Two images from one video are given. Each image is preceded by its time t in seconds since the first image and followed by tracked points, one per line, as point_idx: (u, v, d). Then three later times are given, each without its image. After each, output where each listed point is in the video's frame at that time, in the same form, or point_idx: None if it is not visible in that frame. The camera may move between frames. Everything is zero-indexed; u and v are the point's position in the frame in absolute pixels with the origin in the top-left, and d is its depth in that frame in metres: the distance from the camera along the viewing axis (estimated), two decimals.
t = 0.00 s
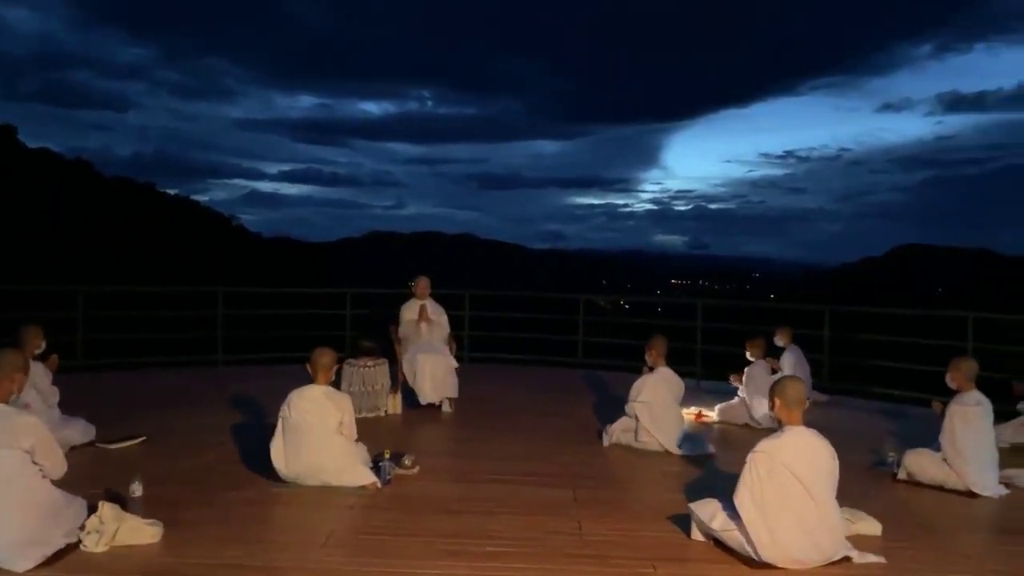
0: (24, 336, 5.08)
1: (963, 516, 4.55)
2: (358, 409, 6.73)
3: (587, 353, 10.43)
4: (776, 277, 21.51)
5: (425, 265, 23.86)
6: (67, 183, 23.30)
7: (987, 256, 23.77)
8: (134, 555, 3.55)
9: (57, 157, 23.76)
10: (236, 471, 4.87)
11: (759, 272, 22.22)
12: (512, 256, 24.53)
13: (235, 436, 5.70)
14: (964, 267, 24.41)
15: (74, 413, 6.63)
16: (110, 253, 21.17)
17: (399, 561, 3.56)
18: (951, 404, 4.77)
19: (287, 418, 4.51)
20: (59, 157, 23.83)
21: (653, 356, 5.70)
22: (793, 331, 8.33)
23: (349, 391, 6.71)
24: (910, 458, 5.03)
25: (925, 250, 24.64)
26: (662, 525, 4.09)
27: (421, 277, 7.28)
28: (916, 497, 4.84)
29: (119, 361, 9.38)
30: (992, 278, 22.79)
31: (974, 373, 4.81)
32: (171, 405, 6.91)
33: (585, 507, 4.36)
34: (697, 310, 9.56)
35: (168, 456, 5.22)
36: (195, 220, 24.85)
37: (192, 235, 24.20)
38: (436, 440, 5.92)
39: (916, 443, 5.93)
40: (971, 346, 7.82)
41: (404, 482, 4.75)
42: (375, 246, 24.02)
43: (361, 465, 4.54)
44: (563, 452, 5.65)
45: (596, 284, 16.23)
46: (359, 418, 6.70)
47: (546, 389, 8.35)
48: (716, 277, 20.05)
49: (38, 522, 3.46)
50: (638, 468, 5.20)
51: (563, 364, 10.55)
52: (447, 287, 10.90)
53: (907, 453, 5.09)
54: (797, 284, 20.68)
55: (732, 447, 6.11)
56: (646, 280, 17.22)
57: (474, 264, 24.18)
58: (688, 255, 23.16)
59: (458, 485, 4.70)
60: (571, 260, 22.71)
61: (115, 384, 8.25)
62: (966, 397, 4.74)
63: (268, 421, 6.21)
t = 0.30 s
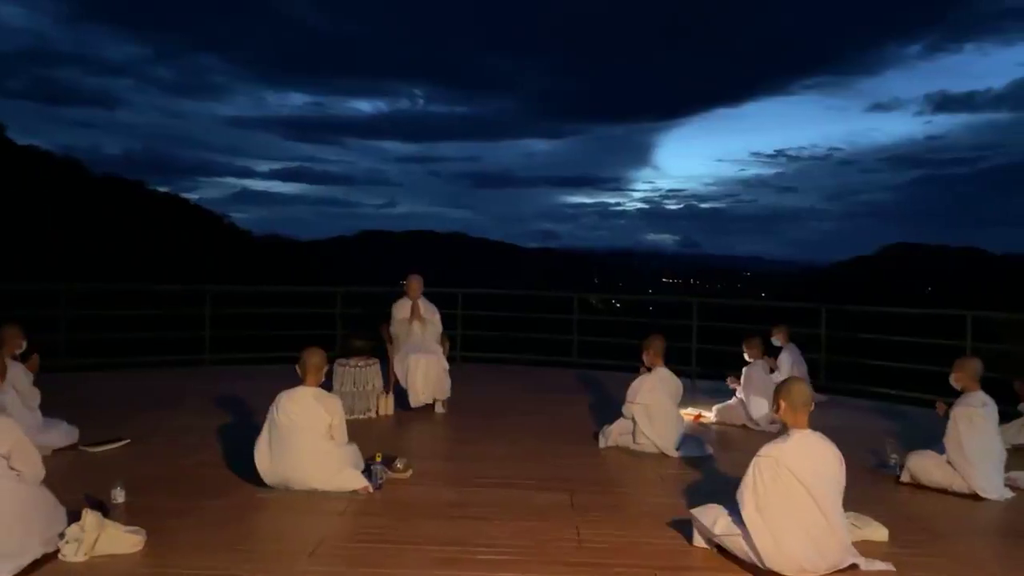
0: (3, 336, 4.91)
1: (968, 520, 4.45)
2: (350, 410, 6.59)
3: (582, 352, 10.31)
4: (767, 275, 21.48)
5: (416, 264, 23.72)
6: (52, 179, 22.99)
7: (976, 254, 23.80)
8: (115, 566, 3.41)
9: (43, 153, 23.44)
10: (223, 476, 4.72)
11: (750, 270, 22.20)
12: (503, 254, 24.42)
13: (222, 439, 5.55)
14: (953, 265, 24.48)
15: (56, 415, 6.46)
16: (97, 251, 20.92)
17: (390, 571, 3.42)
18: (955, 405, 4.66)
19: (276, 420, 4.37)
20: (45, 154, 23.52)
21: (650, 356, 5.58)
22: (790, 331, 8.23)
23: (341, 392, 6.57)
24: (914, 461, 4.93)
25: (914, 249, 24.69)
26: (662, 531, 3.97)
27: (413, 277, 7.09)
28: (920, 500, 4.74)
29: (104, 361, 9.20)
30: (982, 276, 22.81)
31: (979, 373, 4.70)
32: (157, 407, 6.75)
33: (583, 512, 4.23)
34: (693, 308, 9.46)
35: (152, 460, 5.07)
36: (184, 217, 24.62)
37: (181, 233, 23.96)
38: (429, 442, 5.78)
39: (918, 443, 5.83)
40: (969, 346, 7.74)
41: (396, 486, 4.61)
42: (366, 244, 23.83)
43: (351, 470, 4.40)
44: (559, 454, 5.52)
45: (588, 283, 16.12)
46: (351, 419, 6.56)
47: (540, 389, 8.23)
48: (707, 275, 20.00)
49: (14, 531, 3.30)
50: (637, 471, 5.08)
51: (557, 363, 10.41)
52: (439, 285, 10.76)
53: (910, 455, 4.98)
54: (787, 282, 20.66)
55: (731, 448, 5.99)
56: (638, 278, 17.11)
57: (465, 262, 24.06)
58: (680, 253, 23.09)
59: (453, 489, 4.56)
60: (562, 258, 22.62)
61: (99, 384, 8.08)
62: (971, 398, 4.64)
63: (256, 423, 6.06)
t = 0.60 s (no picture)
0: None
1: (979, 526, 4.34)
2: (345, 412, 6.47)
3: (578, 352, 10.18)
4: (762, 274, 21.43)
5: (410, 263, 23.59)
6: (44, 177, 22.79)
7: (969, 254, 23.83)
8: None
9: (34, 151, 23.22)
10: (212, 481, 4.59)
11: (744, 269, 22.11)
12: (497, 253, 24.29)
13: (212, 442, 5.41)
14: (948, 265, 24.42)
15: (43, 417, 6.31)
16: (89, 250, 20.74)
17: None
18: (964, 407, 4.56)
19: (267, 424, 4.24)
20: (35, 152, 23.29)
21: (650, 356, 5.47)
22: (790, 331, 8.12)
23: (335, 394, 6.44)
24: (921, 464, 4.82)
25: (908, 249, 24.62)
26: (666, 538, 3.85)
27: (408, 276, 6.94)
28: (928, 504, 4.63)
29: (95, 361, 9.05)
30: (976, 276, 22.82)
31: (988, 375, 4.60)
32: (147, 408, 6.61)
33: (584, 518, 4.11)
34: (691, 308, 9.34)
35: (140, 464, 4.93)
36: (177, 216, 24.42)
37: (173, 231, 23.75)
38: (424, 445, 5.65)
39: (923, 446, 5.72)
40: (973, 346, 7.63)
41: (391, 491, 4.48)
42: (359, 242, 23.68)
43: (345, 475, 4.27)
44: (558, 457, 5.40)
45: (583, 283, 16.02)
46: (344, 421, 6.44)
47: (537, 390, 8.11)
48: (702, 275, 19.89)
49: None
50: (638, 474, 4.96)
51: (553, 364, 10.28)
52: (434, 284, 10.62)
53: (917, 458, 4.88)
54: (782, 282, 20.58)
55: (733, 451, 5.88)
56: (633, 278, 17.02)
57: (460, 262, 23.92)
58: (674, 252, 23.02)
59: (450, 495, 4.43)
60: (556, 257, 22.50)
61: (87, 385, 7.92)
62: (980, 400, 4.54)
63: (248, 425, 5.92)
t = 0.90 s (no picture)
0: None
1: (992, 531, 4.23)
2: (342, 415, 6.36)
3: (578, 352, 10.08)
4: (761, 274, 21.34)
5: (408, 264, 23.49)
6: (42, 176, 22.68)
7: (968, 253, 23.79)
8: None
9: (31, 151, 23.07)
10: (206, 486, 4.49)
11: (743, 269, 22.02)
12: (495, 254, 24.18)
13: (207, 446, 5.30)
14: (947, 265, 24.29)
15: (36, 419, 6.20)
16: (83, 251, 20.56)
17: None
18: (974, 410, 4.46)
19: (263, 427, 4.14)
20: (32, 151, 23.16)
21: (653, 358, 5.39)
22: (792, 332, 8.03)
23: (332, 396, 6.35)
24: (931, 469, 4.73)
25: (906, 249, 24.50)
26: (673, 545, 3.75)
27: (407, 277, 6.81)
28: (939, 509, 4.53)
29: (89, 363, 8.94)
30: (975, 275, 22.77)
31: (998, 377, 4.51)
32: (141, 410, 6.50)
33: (587, 524, 4.01)
34: (692, 308, 9.26)
35: (134, 468, 4.83)
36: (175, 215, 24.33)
37: (171, 231, 23.66)
38: (423, 448, 5.55)
39: (932, 449, 5.62)
40: (979, 346, 7.53)
41: (390, 497, 4.38)
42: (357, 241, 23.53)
43: (343, 480, 4.17)
44: (559, 460, 5.30)
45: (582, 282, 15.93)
46: (342, 423, 6.33)
47: (537, 391, 8.02)
48: (700, 275, 19.79)
49: None
50: (641, 478, 4.87)
51: (553, 365, 10.18)
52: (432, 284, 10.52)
53: (927, 461, 4.78)
54: (781, 282, 20.48)
55: (737, 454, 5.78)
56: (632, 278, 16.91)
57: (458, 262, 23.82)
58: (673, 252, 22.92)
59: (450, 500, 4.33)
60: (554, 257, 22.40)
61: (81, 387, 7.83)
62: (991, 402, 4.44)
63: (244, 428, 5.82)
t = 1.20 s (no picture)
0: None
1: (1009, 537, 4.11)
2: (340, 415, 6.23)
3: (580, 352, 9.96)
4: (760, 273, 21.26)
5: (407, 264, 23.36)
6: (33, 174, 22.46)
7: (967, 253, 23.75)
8: None
9: (28, 150, 22.93)
10: (200, 491, 4.36)
11: (743, 269, 21.90)
12: (494, 254, 24.06)
13: (201, 448, 5.17)
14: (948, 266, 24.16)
15: (28, 421, 6.08)
16: (81, 251, 20.45)
17: None
18: (989, 412, 4.34)
19: (258, 430, 4.02)
20: (31, 151, 23.05)
21: (658, 358, 5.25)
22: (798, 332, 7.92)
23: (330, 396, 6.23)
24: (944, 472, 4.61)
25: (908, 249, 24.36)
26: (682, 552, 3.63)
27: (406, 276, 6.69)
28: (954, 514, 4.41)
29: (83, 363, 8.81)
30: (974, 275, 22.73)
31: (1013, 378, 4.40)
32: (135, 411, 6.37)
33: (593, 530, 3.89)
34: (696, 308, 9.14)
35: (126, 471, 4.71)
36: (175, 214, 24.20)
37: (170, 230, 23.53)
38: (424, 450, 5.43)
39: (944, 451, 5.50)
40: (988, 346, 7.42)
41: (391, 501, 4.26)
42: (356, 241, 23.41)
43: (341, 484, 4.05)
44: (563, 462, 5.18)
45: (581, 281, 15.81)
46: (340, 424, 6.20)
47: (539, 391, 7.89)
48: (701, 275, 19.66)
49: None
50: (647, 482, 4.74)
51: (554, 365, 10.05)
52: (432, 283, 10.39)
53: (940, 464, 4.67)
54: (782, 282, 20.36)
55: (745, 456, 5.66)
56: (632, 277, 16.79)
57: (457, 262, 23.70)
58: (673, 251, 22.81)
59: (452, 504, 4.21)
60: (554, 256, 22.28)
61: (76, 387, 7.70)
62: (1006, 404, 4.32)
63: (240, 430, 5.70)
